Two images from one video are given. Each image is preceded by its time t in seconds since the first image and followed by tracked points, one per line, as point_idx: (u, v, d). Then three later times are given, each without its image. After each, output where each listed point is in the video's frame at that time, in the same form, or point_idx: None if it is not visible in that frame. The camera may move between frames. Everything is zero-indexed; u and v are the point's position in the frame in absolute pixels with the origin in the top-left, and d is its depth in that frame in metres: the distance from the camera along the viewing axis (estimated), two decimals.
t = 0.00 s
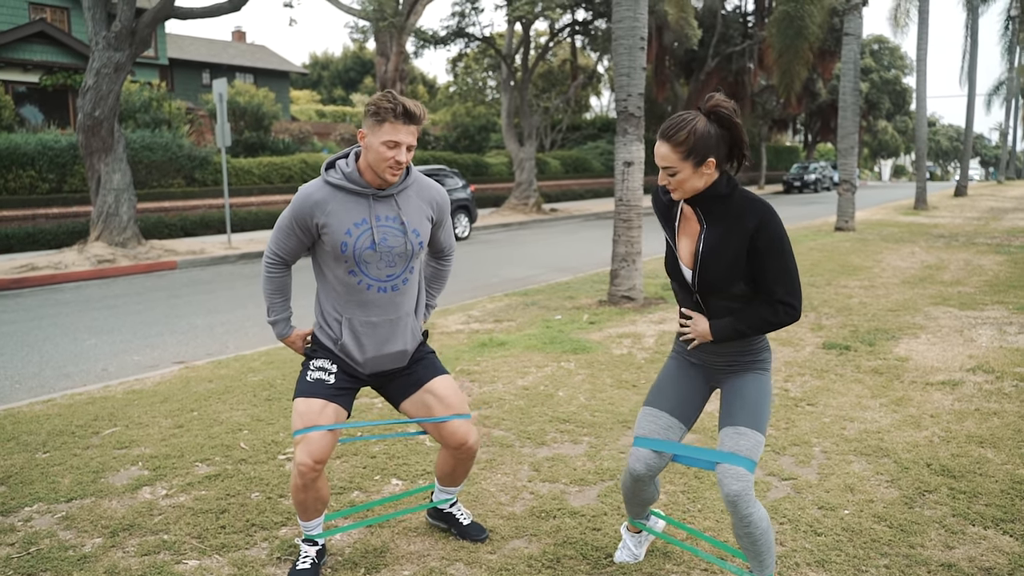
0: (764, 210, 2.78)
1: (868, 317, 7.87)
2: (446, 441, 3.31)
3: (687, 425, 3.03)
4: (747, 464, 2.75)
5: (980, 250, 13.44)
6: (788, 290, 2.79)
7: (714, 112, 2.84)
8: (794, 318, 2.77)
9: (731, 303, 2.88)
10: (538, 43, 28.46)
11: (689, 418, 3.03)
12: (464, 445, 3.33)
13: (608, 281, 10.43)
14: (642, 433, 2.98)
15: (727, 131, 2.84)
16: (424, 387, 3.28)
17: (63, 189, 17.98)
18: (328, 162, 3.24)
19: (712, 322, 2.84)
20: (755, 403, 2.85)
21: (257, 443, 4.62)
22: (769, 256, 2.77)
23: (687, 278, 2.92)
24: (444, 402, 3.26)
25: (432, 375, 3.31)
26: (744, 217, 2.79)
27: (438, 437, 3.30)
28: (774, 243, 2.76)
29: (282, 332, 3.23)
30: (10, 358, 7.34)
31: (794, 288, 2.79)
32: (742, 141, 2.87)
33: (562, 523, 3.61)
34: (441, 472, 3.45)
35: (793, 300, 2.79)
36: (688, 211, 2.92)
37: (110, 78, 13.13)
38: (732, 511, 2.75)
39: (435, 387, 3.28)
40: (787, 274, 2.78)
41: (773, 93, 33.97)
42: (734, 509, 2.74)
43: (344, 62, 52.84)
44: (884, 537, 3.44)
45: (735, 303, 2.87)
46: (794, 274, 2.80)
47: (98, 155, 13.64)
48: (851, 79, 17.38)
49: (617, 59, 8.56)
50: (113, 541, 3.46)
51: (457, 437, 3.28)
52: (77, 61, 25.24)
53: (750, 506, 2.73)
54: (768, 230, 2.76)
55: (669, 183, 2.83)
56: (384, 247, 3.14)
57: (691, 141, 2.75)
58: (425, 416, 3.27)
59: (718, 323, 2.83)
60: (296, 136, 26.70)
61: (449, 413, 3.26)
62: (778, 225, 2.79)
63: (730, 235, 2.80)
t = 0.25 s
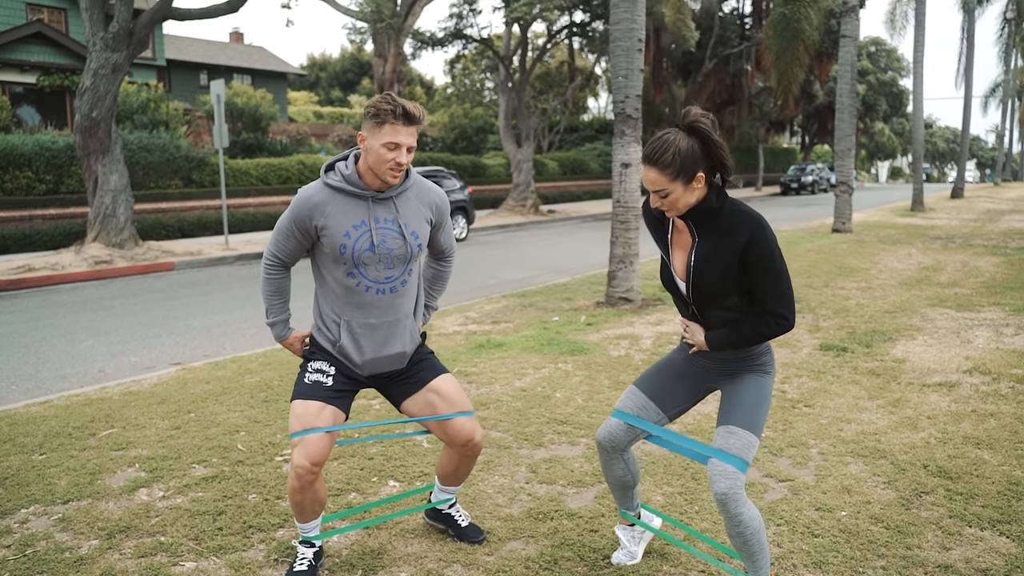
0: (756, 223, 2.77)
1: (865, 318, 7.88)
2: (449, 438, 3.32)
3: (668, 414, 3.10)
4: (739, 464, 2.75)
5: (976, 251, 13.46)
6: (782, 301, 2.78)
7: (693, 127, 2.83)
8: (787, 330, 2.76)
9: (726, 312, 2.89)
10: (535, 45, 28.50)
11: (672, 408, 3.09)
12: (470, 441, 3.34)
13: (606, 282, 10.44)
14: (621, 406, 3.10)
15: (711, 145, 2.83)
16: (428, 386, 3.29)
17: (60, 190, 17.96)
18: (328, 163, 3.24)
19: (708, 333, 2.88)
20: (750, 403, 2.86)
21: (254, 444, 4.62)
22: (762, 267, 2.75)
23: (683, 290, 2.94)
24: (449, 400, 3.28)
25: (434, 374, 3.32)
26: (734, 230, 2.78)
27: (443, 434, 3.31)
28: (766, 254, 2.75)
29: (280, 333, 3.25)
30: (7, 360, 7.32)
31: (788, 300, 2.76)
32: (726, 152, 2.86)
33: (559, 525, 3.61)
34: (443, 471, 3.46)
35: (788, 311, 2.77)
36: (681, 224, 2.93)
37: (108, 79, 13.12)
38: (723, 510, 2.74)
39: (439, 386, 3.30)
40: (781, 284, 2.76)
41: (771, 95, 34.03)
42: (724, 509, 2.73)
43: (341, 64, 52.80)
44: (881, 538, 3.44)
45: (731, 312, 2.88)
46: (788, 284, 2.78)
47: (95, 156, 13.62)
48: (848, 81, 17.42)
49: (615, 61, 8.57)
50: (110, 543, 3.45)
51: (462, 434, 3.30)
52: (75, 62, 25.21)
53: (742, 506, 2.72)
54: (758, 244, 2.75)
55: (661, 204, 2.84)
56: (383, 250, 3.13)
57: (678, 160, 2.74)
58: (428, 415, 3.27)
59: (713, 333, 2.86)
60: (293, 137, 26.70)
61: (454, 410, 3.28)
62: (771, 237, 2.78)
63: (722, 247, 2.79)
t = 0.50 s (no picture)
0: (752, 221, 2.77)
1: (864, 319, 7.89)
2: (465, 414, 3.37)
3: (663, 409, 3.13)
4: (740, 462, 2.74)
5: (974, 252, 13.47)
6: (781, 299, 2.77)
7: (691, 127, 2.82)
8: (786, 326, 2.75)
9: (726, 310, 2.89)
10: (534, 45, 28.51)
11: (666, 404, 3.12)
12: (491, 412, 3.39)
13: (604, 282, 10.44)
14: (615, 398, 3.16)
15: (704, 144, 2.82)
16: (439, 369, 3.34)
17: (58, 190, 17.95)
18: (325, 164, 3.24)
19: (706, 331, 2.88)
20: (750, 402, 2.86)
21: (252, 444, 4.62)
22: (759, 266, 2.75)
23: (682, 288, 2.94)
24: (464, 376, 3.36)
25: (441, 360, 3.37)
26: (731, 228, 2.79)
27: (462, 411, 3.36)
28: (763, 251, 2.75)
29: (281, 334, 3.25)
30: (6, 359, 7.32)
31: (787, 297, 2.76)
32: (721, 151, 2.86)
33: (557, 524, 3.61)
34: (459, 455, 3.48)
35: (786, 308, 2.77)
36: (677, 224, 2.93)
37: (107, 79, 13.11)
38: (724, 509, 2.74)
39: (451, 367, 3.36)
40: (779, 280, 2.75)
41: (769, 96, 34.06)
42: (725, 507, 2.74)
43: (340, 64, 52.78)
44: (879, 539, 3.44)
45: (732, 309, 2.88)
46: (787, 279, 2.77)
47: (94, 156, 13.61)
48: (846, 82, 17.43)
49: (613, 61, 8.57)
50: (108, 541, 3.45)
51: (483, 407, 3.35)
52: (73, 62, 25.19)
53: (742, 504, 2.73)
54: (754, 241, 2.75)
55: (659, 204, 2.84)
56: (382, 249, 3.14)
57: (674, 159, 2.74)
58: (445, 394, 3.33)
59: (712, 332, 2.86)
60: (292, 137, 26.69)
61: (469, 385, 3.35)
62: (767, 234, 2.78)
63: (719, 245, 2.79)
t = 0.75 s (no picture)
0: (757, 208, 2.78)
1: (865, 317, 7.88)
2: (465, 410, 3.35)
3: (674, 418, 3.06)
4: (744, 462, 2.74)
5: (976, 250, 13.46)
6: (784, 287, 2.79)
7: (702, 110, 2.81)
8: (790, 315, 2.77)
9: (728, 300, 2.89)
10: (535, 43, 28.49)
11: (677, 412, 3.06)
12: (490, 409, 3.36)
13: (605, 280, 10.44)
14: (626, 417, 3.04)
15: (715, 130, 2.82)
16: (438, 365, 3.33)
17: (60, 188, 17.97)
18: (322, 164, 3.23)
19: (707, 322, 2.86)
20: (753, 399, 2.85)
21: (253, 442, 4.62)
22: (764, 254, 2.76)
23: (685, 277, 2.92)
24: (463, 372, 3.34)
25: (440, 355, 3.36)
26: (738, 215, 2.79)
27: (461, 407, 3.33)
28: (768, 239, 2.76)
29: (281, 338, 3.24)
30: (8, 357, 7.33)
31: (790, 285, 2.78)
32: (730, 140, 2.87)
33: (558, 523, 3.62)
34: (459, 452, 3.46)
35: (789, 297, 2.79)
36: (682, 212, 2.92)
37: (108, 77, 13.12)
38: (727, 509, 2.74)
39: (450, 363, 3.35)
40: (783, 268, 2.77)
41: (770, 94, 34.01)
42: (729, 507, 2.73)
43: (341, 62, 52.79)
44: (881, 538, 3.44)
45: (734, 300, 2.88)
46: (790, 269, 2.80)
47: (95, 154, 13.61)
48: (847, 80, 17.41)
49: (615, 59, 8.56)
50: (110, 540, 3.45)
51: (482, 403, 3.32)
52: (75, 60, 25.20)
53: (746, 503, 2.72)
54: (760, 227, 2.77)
55: (662, 185, 2.82)
56: (382, 247, 3.15)
57: (683, 141, 2.73)
58: (445, 390, 3.30)
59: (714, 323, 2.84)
60: (293, 135, 26.69)
61: (468, 380, 3.33)
62: (772, 222, 2.79)
63: (725, 233, 2.79)
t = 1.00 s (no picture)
0: (760, 202, 2.80)
1: (863, 317, 7.89)
2: (437, 433, 3.30)
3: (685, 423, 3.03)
4: (741, 464, 2.77)
5: (974, 250, 13.47)
6: (782, 282, 2.80)
7: (712, 101, 2.86)
8: (789, 312, 2.77)
9: (726, 296, 2.88)
10: (534, 43, 28.49)
11: (685, 418, 3.03)
12: (457, 437, 3.32)
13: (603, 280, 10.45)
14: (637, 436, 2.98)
15: (723, 121, 2.86)
16: (417, 378, 3.27)
17: (58, 188, 17.96)
18: (317, 161, 3.24)
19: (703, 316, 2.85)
20: (746, 398, 2.85)
21: (252, 442, 4.62)
22: (765, 247, 2.78)
23: (683, 269, 2.92)
24: (436, 394, 3.26)
25: (424, 368, 3.31)
26: (741, 208, 2.81)
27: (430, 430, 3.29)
28: (769, 234, 2.78)
29: (276, 334, 3.24)
30: (6, 357, 7.33)
31: (788, 280, 2.79)
32: (737, 134, 2.90)
33: (556, 523, 3.62)
34: (443, 464, 3.46)
35: (787, 292, 2.79)
36: (683, 203, 2.93)
37: (106, 77, 13.10)
38: (725, 510, 2.76)
39: (427, 379, 3.28)
40: (782, 265, 2.79)
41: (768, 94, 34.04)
42: (727, 508, 2.75)
43: (340, 62, 52.82)
44: (878, 537, 3.45)
45: (732, 296, 2.88)
46: (788, 265, 2.81)
47: (93, 155, 13.60)
48: (845, 80, 17.42)
49: (613, 59, 8.57)
50: (107, 540, 3.45)
51: (449, 429, 3.27)
52: (73, 60, 25.18)
53: (744, 504, 2.74)
54: (762, 222, 2.78)
55: (666, 169, 2.83)
56: (374, 246, 3.14)
57: (690, 126, 2.76)
58: (416, 409, 3.27)
59: (710, 316, 2.84)
60: (291, 136, 26.70)
61: (441, 404, 3.26)
62: (774, 217, 2.81)
63: (726, 224, 2.80)
